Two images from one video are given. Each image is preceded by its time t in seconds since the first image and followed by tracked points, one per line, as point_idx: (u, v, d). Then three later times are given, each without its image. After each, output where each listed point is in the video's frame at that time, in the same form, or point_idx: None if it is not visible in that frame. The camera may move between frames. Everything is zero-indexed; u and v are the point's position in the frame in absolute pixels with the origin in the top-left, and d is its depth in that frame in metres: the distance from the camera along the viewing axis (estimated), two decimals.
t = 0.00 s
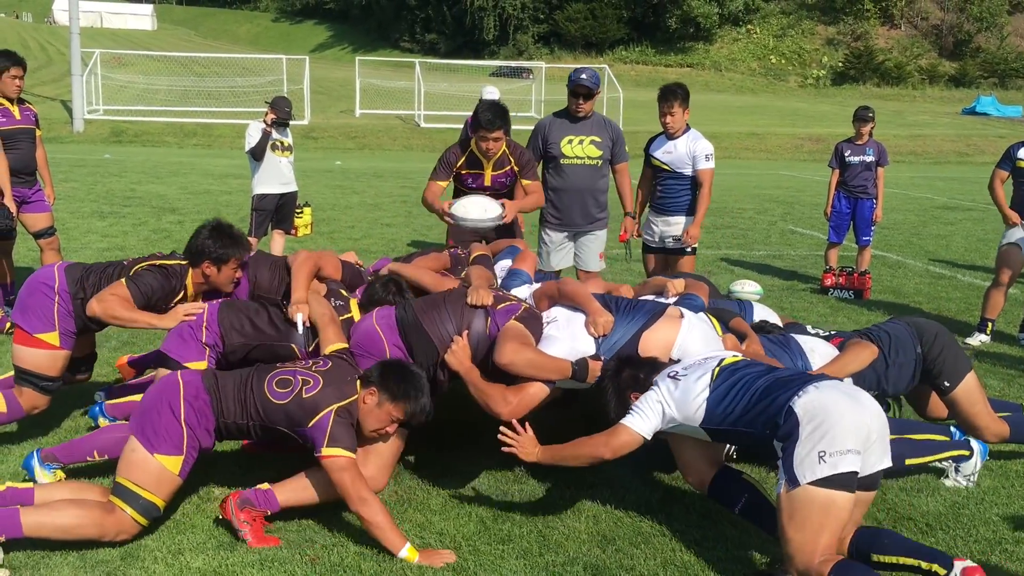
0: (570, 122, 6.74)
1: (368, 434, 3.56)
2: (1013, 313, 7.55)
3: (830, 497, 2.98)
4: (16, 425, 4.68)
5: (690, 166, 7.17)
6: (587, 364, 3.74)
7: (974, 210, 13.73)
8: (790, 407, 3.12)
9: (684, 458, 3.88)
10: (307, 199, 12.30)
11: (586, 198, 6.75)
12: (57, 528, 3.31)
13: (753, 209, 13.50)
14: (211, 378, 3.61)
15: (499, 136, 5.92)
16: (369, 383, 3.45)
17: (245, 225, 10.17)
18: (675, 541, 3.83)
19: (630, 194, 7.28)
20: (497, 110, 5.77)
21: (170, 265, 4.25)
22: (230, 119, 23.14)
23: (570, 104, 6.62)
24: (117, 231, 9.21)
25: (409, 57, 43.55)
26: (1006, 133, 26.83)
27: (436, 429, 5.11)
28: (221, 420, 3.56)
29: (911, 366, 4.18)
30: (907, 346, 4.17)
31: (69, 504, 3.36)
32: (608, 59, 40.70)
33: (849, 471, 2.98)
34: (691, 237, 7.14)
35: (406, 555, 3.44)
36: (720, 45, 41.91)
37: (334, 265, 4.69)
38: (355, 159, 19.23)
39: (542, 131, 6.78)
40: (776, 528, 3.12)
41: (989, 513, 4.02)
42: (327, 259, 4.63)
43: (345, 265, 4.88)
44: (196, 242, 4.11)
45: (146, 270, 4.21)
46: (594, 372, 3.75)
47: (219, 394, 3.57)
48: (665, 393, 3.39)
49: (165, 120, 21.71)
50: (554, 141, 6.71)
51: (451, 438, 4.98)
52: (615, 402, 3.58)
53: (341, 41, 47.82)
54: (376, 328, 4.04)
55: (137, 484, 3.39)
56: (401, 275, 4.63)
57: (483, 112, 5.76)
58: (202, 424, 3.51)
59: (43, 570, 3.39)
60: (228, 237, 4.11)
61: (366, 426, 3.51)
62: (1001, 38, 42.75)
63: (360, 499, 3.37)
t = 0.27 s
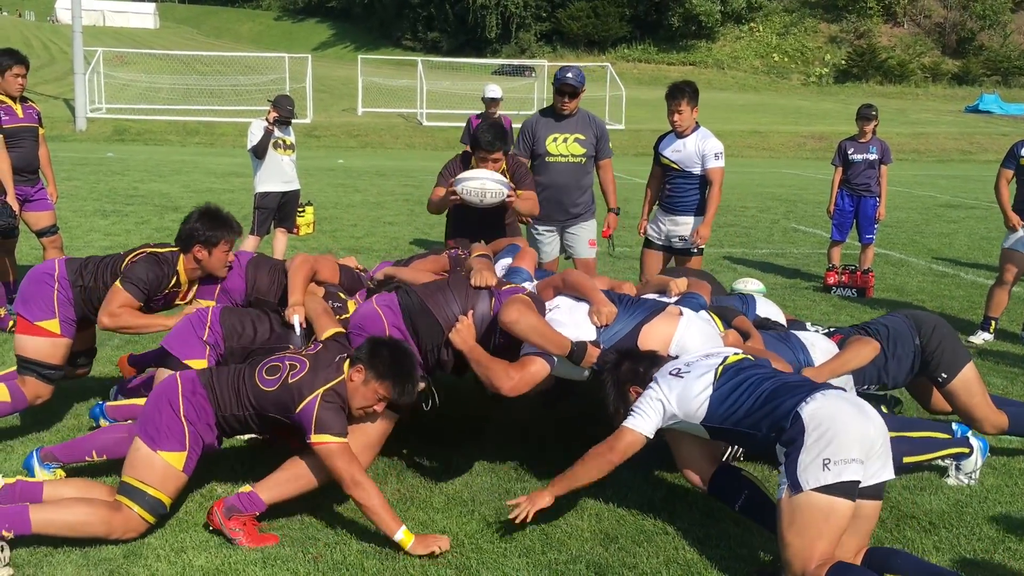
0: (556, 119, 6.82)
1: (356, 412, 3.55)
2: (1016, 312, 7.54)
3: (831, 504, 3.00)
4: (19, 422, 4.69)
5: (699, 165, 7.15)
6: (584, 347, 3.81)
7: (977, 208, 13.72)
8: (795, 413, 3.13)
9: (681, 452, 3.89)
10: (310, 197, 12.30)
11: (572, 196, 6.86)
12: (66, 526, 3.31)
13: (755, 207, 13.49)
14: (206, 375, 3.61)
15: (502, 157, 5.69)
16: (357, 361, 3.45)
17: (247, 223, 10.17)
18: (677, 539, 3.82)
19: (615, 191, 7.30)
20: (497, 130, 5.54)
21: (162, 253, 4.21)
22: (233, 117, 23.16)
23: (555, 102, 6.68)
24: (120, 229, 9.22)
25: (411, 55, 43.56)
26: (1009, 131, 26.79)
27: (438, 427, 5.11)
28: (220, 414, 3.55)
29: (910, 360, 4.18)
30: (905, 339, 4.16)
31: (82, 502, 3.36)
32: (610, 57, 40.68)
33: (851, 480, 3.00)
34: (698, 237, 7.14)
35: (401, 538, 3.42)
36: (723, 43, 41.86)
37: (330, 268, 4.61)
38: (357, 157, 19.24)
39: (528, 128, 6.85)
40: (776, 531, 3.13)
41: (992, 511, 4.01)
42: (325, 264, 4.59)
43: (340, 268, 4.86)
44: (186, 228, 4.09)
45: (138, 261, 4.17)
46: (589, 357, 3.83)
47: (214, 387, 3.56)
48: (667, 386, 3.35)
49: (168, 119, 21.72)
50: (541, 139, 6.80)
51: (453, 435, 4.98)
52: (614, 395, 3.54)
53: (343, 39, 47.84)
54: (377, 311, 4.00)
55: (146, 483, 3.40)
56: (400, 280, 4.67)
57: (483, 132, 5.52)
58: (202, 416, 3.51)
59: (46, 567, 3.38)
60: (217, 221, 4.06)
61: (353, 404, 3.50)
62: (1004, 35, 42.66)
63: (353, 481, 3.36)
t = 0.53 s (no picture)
0: (551, 116, 7.03)
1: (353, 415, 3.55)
2: (1018, 310, 7.53)
3: (824, 508, 3.00)
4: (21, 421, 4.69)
5: (696, 165, 7.15)
6: (574, 354, 3.76)
7: (979, 206, 13.71)
8: (782, 419, 3.13)
9: (677, 451, 3.94)
10: (312, 196, 12.31)
11: (571, 188, 7.07)
12: (65, 520, 3.29)
13: (758, 205, 13.48)
14: (202, 366, 3.62)
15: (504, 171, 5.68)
16: (355, 363, 3.47)
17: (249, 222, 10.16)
18: (681, 539, 3.82)
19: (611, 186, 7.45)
20: (500, 146, 5.59)
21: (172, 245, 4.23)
22: (235, 116, 23.16)
23: (551, 99, 6.88)
24: (122, 229, 9.22)
25: (413, 53, 43.55)
26: (1012, 129, 26.74)
27: (440, 426, 5.11)
28: (215, 403, 3.56)
29: (917, 352, 4.18)
30: (911, 330, 4.17)
31: (76, 497, 3.35)
32: (612, 56, 40.66)
33: (841, 484, 3.01)
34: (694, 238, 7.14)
35: (376, 545, 3.37)
36: (725, 41, 41.83)
37: (339, 260, 4.65)
38: (359, 156, 19.25)
39: (524, 126, 7.04)
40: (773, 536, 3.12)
41: (995, 509, 4.00)
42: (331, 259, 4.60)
43: (349, 260, 4.89)
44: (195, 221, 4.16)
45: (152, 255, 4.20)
46: (580, 363, 3.79)
47: (210, 378, 3.58)
48: (653, 391, 3.34)
49: (170, 118, 21.73)
50: (537, 135, 6.99)
51: (454, 434, 4.98)
52: (602, 394, 3.51)
53: (345, 38, 47.85)
54: (374, 322, 3.99)
55: (143, 474, 3.40)
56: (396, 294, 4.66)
57: (487, 147, 5.57)
58: (196, 406, 3.52)
59: (48, 567, 3.39)
60: (230, 214, 4.16)
61: (351, 408, 3.50)
62: (1007, 33, 42.61)
63: (339, 484, 3.33)
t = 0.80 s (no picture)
0: (557, 116, 7.06)
1: (366, 429, 3.58)
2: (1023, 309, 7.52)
3: (818, 507, 2.99)
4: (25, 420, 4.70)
5: (681, 165, 7.11)
6: (579, 353, 3.80)
7: (983, 204, 13.68)
8: (772, 420, 3.13)
9: (676, 452, 3.96)
10: (315, 195, 12.32)
11: (578, 188, 7.10)
12: (68, 512, 3.30)
13: (761, 204, 13.47)
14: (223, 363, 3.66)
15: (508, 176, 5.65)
16: (373, 377, 3.52)
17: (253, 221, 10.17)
18: (684, 538, 3.81)
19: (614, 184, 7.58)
20: (504, 152, 5.57)
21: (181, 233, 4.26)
22: (238, 116, 23.18)
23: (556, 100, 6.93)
24: (126, 228, 9.23)
25: (416, 53, 43.56)
26: (1016, 127, 26.68)
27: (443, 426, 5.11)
28: (230, 403, 3.59)
29: (921, 356, 4.17)
30: (915, 335, 4.17)
31: (81, 488, 3.36)
32: (615, 55, 40.62)
33: (833, 484, 3.00)
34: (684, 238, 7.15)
35: (385, 553, 3.38)
36: (728, 40, 41.77)
37: (339, 268, 4.57)
38: (362, 156, 19.26)
39: (530, 126, 7.09)
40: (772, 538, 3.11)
41: (1000, 509, 4.00)
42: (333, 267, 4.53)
43: (353, 262, 4.80)
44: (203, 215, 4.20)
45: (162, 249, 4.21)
46: (584, 362, 3.82)
47: (230, 376, 3.61)
48: (647, 391, 3.36)
49: (173, 118, 21.75)
50: (543, 136, 7.02)
51: (457, 435, 4.98)
52: (598, 391, 3.54)
53: (348, 38, 47.85)
54: (382, 337, 4.08)
55: (151, 463, 3.40)
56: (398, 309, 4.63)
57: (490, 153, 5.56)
58: (210, 401, 3.53)
59: (52, 565, 3.39)
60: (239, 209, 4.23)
61: (365, 420, 3.54)
62: (1011, 32, 42.51)
63: (354, 492, 3.36)
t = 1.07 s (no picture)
0: (565, 115, 7.45)
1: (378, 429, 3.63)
2: None
3: (821, 506, 2.98)
4: (31, 416, 4.71)
5: (663, 162, 7.07)
6: (582, 352, 3.77)
7: (989, 203, 13.65)
8: (771, 419, 3.13)
9: (679, 453, 3.97)
10: (320, 194, 12.34)
11: (580, 184, 7.50)
12: (79, 515, 3.31)
13: (766, 203, 13.46)
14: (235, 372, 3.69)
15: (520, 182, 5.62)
16: (382, 378, 3.55)
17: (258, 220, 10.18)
18: (690, 536, 3.82)
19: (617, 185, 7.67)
20: (519, 154, 5.50)
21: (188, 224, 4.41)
22: (243, 114, 23.20)
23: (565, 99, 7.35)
24: (131, 226, 9.25)
25: (421, 51, 43.56)
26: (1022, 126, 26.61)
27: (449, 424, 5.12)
28: (242, 412, 3.61)
29: (929, 356, 4.16)
30: (924, 334, 4.15)
31: (92, 493, 3.37)
32: (620, 54, 40.58)
33: (835, 482, 2.98)
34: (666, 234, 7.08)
35: (392, 552, 3.38)
36: (733, 39, 41.71)
37: (345, 269, 4.51)
38: (367, 154, 19.27)
39: (539, 123, 7.50)
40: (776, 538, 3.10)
41: (1006, 508, 3.99)
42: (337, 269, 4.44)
43: (359, 257, 4.71)
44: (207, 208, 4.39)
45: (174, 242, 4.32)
46: (588, 360, 3.80)
47: (242, 385, 3.64)
48: (648, 389, 3.38)
49: (178, 116, 21.78)
50: (550, 133, 7.43)
51: (462, 433, 4.99)
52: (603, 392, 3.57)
53: (353, 36, 47.87)
54: (392, 339, 4.05)
55: (161, 473, 3.41)
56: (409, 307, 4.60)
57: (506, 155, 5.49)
58: (223, 412, 3.55)
59: (59, 563, 3.40)
60: (235, 198, 4.43)
61: (375, 420, 3.58)
62: (1017, 31, 42.40)
63: (361, 493, 3.37)
